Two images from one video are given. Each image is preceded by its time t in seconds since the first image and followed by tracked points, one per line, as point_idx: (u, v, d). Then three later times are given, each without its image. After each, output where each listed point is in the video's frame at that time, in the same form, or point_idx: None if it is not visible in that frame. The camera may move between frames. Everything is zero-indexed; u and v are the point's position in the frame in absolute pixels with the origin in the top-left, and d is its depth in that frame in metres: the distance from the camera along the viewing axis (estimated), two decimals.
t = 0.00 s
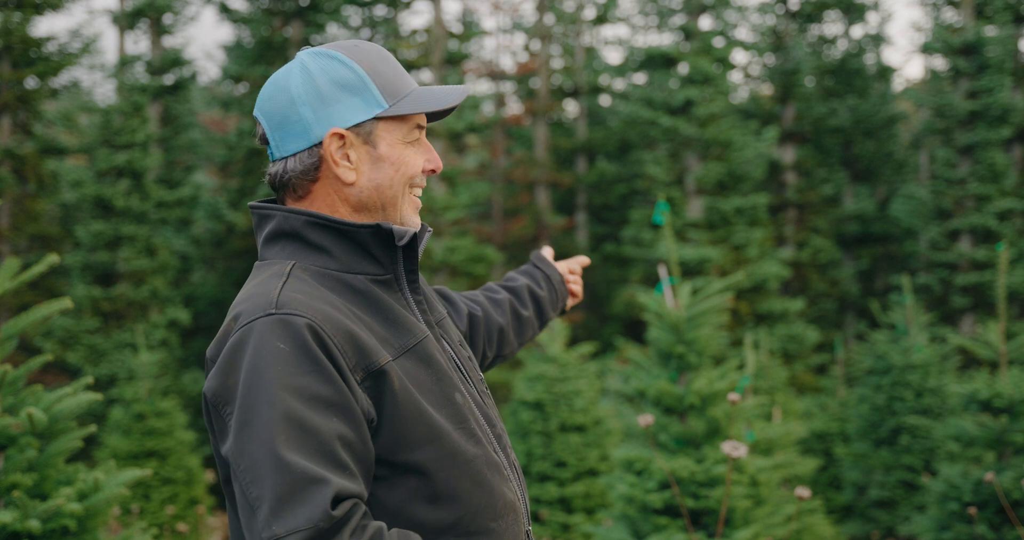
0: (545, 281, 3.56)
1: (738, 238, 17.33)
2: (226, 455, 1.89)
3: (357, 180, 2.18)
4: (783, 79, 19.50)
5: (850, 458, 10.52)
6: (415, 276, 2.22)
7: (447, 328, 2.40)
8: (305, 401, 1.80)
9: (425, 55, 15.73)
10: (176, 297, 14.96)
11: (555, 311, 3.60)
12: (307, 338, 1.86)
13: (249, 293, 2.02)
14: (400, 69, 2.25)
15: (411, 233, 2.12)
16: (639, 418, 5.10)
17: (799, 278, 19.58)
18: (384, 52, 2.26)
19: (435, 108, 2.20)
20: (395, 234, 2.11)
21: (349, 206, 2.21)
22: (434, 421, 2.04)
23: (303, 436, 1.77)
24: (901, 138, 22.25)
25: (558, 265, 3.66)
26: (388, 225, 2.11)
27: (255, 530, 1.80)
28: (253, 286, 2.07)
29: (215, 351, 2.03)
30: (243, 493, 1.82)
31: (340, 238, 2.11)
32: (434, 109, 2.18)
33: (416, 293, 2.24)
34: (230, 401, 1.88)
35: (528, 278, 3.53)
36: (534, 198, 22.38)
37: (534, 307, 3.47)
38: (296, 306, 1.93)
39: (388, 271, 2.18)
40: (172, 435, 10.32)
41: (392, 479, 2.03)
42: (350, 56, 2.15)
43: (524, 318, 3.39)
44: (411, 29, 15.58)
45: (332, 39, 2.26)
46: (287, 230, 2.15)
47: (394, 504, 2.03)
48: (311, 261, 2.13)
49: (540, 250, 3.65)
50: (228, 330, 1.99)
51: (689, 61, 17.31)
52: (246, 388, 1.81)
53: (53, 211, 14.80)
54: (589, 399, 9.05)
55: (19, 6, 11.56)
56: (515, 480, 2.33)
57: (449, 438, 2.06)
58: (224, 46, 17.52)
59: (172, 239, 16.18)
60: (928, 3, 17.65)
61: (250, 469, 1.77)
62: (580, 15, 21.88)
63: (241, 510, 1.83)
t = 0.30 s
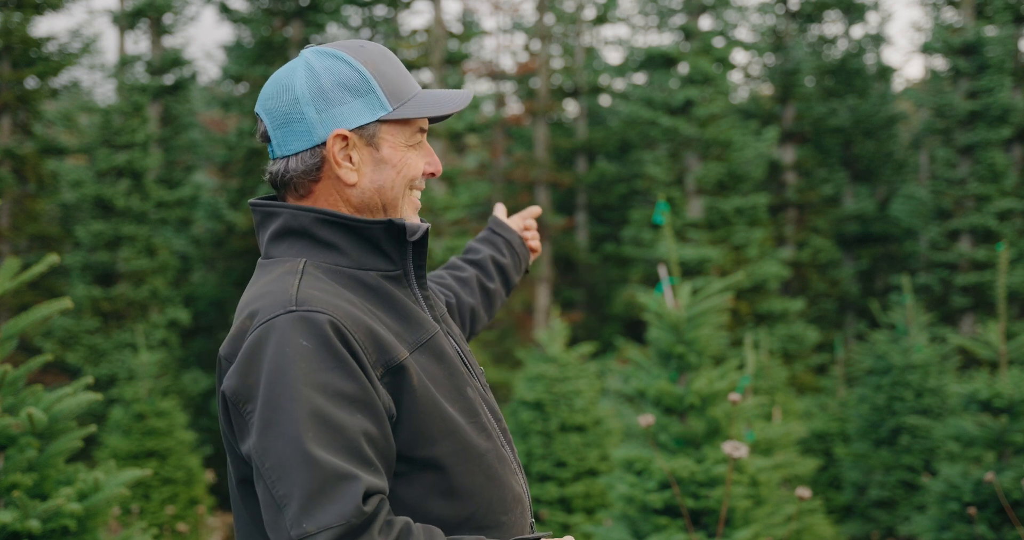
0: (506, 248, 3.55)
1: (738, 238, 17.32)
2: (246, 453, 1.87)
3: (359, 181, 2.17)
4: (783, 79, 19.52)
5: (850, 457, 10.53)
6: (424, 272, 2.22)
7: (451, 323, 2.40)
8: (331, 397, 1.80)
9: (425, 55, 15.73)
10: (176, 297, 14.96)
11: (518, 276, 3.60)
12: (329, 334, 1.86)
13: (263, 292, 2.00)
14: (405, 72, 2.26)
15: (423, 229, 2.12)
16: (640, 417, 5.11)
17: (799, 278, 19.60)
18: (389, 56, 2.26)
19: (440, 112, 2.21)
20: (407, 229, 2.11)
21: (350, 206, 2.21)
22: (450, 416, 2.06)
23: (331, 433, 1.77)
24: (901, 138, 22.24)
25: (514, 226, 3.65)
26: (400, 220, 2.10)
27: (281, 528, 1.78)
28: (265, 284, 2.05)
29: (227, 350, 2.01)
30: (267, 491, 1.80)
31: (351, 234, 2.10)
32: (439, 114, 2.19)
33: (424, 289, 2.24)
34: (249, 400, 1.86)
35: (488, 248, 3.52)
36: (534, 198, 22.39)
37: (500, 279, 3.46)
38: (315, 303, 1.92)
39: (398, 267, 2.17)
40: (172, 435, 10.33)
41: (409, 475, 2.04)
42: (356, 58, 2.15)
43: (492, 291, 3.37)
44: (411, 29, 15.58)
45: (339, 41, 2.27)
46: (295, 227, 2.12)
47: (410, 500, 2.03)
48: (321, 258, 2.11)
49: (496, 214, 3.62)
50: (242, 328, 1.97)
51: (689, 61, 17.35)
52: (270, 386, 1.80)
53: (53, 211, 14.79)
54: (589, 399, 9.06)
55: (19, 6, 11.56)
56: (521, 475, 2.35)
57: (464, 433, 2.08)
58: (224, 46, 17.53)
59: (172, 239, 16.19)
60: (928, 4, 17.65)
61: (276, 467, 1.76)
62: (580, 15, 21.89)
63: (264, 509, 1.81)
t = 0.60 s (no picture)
0: (515, 227, 3.52)
1: (738, 238, 17.32)
2: (237, 457, 1.88)
3: (338, 184, 2.18)
4: (783, 79, 19.52)
5: (850, 458, 10.53)
6: (419, 272, 2.21)
7: (449, 322, 2.40)
8: (318, 401, 1.80)
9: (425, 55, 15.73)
10: (176, 297, 14.96)
11: (529, 251, 3.57)
12: (317, 338, 1.86)
13: (254, 295, 2.01)
14: (389, 71, 2.23)
15: (415, 230, 2.11)
16: (640, 417, 5.11)
17: (799, 278, 19.61)
18: (375, 56, 2.24)
19: (419, 113, 2.17)
20: (398, 230, 2.11)
21: (331, 209, 2.22)
22: (443, 417, 2.05)
23: (318, 436, 1.78)
24: (901, 138, 22.23)
25: (522, 201, 3.59)
26: (391, 221, 2.10)
27: (270, 531, 1.79)
28: (257, 288, 2.05)
29: (219, 353, 2.03)
30: (256, 495, 1.81)
31: (343, 236, 2.10)
32: (413, 116, 2.15)
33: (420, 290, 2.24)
34: (239, 404, 1.87)
35: (495, 228, 3.48)
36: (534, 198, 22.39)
37: (509, 261, 3.44)
38: (304, 307, 1.92)
39: (392, 268, 2.17)
40: (172, 434, 10.34)
41: (402, 476, 2.03)
42: (334, 60, 2.15)
43: (501, 275, 3.37)
44: (411, 28, 15.58)
45: (328, 40, 2.28)
46: (288, 230, 2.13)
47: (404, 501, 2.03)
48: (315, 261, 2.11)
49: (502, 190, 3.56)
50: (234, 332, 1.98)
51: (689, 61, 17.36)
52: (258, 390, 1.81)
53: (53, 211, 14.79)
54: (590, 399, 9.06)
55: (19, 6, 11.57)
56: (520, 475, 2.34)
57: (457, 434, 2.07)
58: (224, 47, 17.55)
59: (172, 239, 16.20)
60: (928, 4, 17.65)
61: (264, 471, 1.77)
62: (580, 15, 21.90)
63: (254, 512, 1.82)
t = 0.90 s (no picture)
0: (544, 222, 3.46)
1: (738, 238, 17.31)
2: (215, 458, 1.89)
3: (322, 186, 2.19)
4: (783, 79, 19.51)
5: (850, 458, 10.53)
6: (407, 273, 2.20)
7: (445, 323, 2.39)
8: (291, 401, 1.80)
9: (426, 55, 15.73)
10: (176, 297, 14.96)
11: (560, 246, 3.51)
12: (292, 339, 1.86)
13: (239, 295, 2.03)
14: (378, 72, 2.21)
15: (399, 230, 2.10)
16: (640, 417, 5.11)
17: (799, 278, 19.63)
18: (366, 56, 2.22)
19: (403, 116, 2.14)
20: (384, 231, 2.10)
21: (318, 209, 2.24)
22: (426, 418, 2.03)
23: (290, 437, 1.77)
24: (902, 138, 22.21)
25: (554, 195, 3.52)
26: (376, 222, 2.09)
27: (244, 531, 1.80)
28: (244, 288, 2.07)
29: (207, 353, 2.05)
30: (232, 494, 1.82)
31: (330, 237, 2.10)
32: (396, 118, 2.12)
33: (410, 290, 2.23)
34: (217, 404, 1.89)
35: (524, 224, 3.44)
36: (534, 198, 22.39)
37: (537, 257, 3.40)
38: (282, 307, 1.93)
39: (380, 268, 2.17)
40: (172, 434, 10.34)
41: (384, 477, 2.02)
42: (320, 61, 2.14)
43: (527, 273, 3.35)
44: (411, 28, 15.57)
45: (324, 39, 2.27)
46: (277, 231, 2.14)
47: (386, 503, 2.01)
48: (302, 261, 2.12)
49: (534, 185, 3.51)
50: (218, 331, 2.00)
51: (688, 61, 17.36)
52: (234, 390, 1.82)
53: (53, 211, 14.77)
54: (590, 399, 9.06)
55: (18, 6, 11.57)
56: (514, 478, 2.30)
57: (442, 435, 2.05)
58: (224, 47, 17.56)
59: (172, 239, 16.20)
60: (928, 4, 17.65)
61: (238, 471, 1.78)
62: (580, 15, 21.91)
63: (231, 512, 1.84)
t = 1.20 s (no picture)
0: (558, 221, 3.42)
1: (738, 238, 17.31)
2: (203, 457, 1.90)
3: (314, 185, 2.19)
4: (783, 79, 19.50)
5: (850, 458, 10.53)
6: (398, 273, 2.20)
7: (441, 323, 2.38)
8: (276, 402, 1.80)
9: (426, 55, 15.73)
10: (176, 297, 14.97)
11: (575, 244, 3.48)
12: (278, 339, 1.87)
13: (230, 295, 2.04)
14: (370, 71, 2.20)
15: (389, 231, 2.09)
16: (640, 417, 5.12)
17: (799, 278, 19.63)
18: (358, 55, 2.22)
19: (393, 115, 2.14)
20: (375, 232, 2.10)
21: (310, 209, 2.24)
22: (415, 419, 2.02)
23: (273, 437, 1.78)
24: (902, 138, 22.20)
25: (570, 193, 3.48)
26: (367, 223, 2.10)
27: (230, 530, 1.80)
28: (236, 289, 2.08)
29: (198, 353, 2.06)
30: (218, 494, 1.83)
31: (322, 238, 2.11)
32: (386, 117, 2.12)
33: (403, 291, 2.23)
34: (205, 403, 1.89)
35: (538, 223, 3.41)
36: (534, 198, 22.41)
37: (550, 257, 3.38)
38: (269, 308, 1.93)
39: (372, 269, 2.17)
40: (172, 434, 10.32)
41: (373, 478, 2.01)
42: (311, 60, 2.14)
43: (540, 272, 3.33)
44: (411, 28, 15.57)
45: (317, 39, 2.27)
46: (271, 232, 2.15)
47: (375, 504, 2.00)
48: (294, 262, 2.13)
49: (549, 183, 3.47)
50: (208, 331, 2.01)
51: (689, 61, 17.37)
52: (219, 390, 1.83)
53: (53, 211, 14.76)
54: (590, 399, 9.06)
55: (19, 6, 11.57)
56: (508, 479, 2.29)
57: (431, 436, 2.04)
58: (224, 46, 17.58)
59: (172, 239, 16.19)
60: (928, 4, 17.65)
61: (223, 471, 1.79)
62: (580, 15, 21.91)
63: (218, 512, 1.84)
